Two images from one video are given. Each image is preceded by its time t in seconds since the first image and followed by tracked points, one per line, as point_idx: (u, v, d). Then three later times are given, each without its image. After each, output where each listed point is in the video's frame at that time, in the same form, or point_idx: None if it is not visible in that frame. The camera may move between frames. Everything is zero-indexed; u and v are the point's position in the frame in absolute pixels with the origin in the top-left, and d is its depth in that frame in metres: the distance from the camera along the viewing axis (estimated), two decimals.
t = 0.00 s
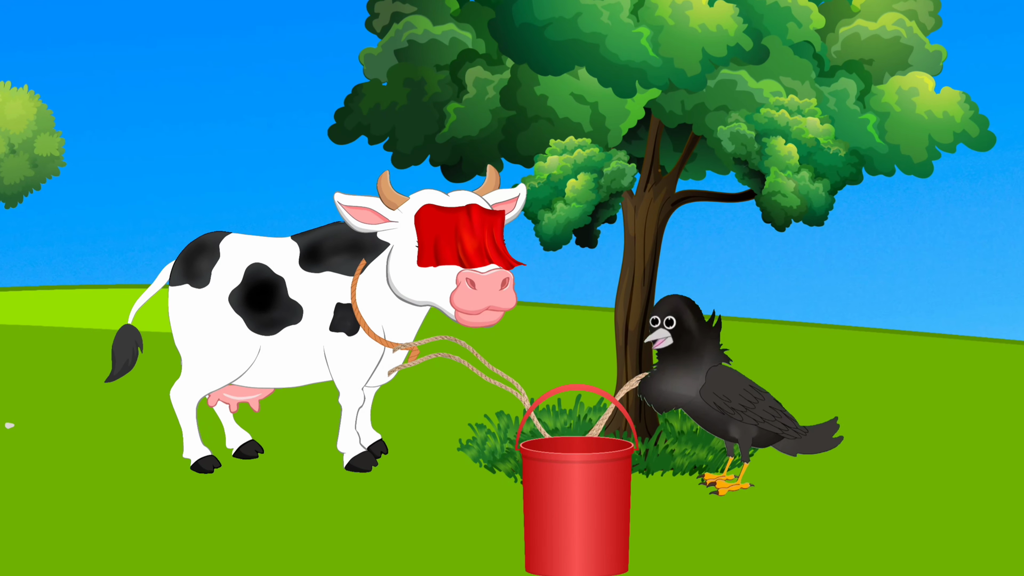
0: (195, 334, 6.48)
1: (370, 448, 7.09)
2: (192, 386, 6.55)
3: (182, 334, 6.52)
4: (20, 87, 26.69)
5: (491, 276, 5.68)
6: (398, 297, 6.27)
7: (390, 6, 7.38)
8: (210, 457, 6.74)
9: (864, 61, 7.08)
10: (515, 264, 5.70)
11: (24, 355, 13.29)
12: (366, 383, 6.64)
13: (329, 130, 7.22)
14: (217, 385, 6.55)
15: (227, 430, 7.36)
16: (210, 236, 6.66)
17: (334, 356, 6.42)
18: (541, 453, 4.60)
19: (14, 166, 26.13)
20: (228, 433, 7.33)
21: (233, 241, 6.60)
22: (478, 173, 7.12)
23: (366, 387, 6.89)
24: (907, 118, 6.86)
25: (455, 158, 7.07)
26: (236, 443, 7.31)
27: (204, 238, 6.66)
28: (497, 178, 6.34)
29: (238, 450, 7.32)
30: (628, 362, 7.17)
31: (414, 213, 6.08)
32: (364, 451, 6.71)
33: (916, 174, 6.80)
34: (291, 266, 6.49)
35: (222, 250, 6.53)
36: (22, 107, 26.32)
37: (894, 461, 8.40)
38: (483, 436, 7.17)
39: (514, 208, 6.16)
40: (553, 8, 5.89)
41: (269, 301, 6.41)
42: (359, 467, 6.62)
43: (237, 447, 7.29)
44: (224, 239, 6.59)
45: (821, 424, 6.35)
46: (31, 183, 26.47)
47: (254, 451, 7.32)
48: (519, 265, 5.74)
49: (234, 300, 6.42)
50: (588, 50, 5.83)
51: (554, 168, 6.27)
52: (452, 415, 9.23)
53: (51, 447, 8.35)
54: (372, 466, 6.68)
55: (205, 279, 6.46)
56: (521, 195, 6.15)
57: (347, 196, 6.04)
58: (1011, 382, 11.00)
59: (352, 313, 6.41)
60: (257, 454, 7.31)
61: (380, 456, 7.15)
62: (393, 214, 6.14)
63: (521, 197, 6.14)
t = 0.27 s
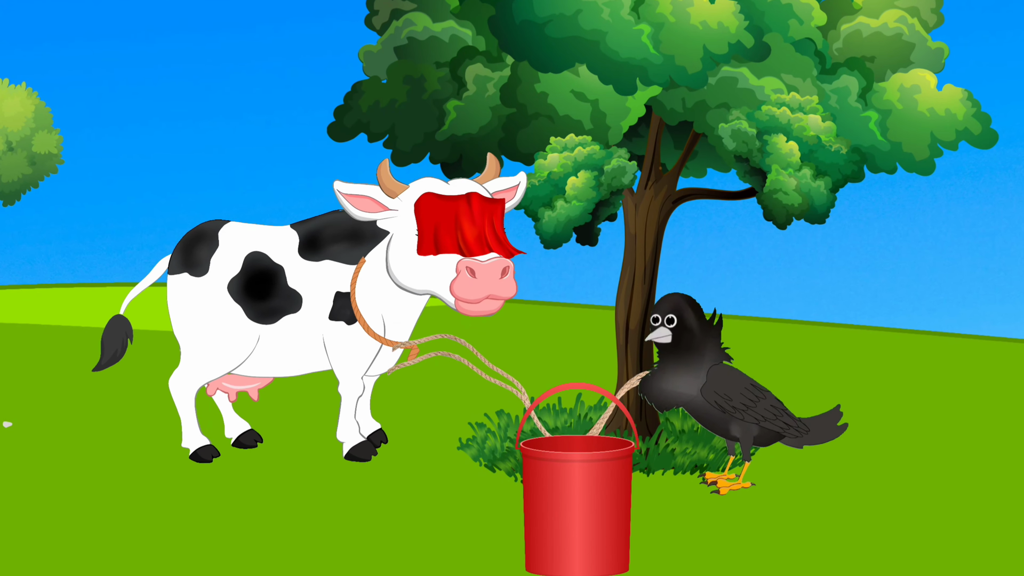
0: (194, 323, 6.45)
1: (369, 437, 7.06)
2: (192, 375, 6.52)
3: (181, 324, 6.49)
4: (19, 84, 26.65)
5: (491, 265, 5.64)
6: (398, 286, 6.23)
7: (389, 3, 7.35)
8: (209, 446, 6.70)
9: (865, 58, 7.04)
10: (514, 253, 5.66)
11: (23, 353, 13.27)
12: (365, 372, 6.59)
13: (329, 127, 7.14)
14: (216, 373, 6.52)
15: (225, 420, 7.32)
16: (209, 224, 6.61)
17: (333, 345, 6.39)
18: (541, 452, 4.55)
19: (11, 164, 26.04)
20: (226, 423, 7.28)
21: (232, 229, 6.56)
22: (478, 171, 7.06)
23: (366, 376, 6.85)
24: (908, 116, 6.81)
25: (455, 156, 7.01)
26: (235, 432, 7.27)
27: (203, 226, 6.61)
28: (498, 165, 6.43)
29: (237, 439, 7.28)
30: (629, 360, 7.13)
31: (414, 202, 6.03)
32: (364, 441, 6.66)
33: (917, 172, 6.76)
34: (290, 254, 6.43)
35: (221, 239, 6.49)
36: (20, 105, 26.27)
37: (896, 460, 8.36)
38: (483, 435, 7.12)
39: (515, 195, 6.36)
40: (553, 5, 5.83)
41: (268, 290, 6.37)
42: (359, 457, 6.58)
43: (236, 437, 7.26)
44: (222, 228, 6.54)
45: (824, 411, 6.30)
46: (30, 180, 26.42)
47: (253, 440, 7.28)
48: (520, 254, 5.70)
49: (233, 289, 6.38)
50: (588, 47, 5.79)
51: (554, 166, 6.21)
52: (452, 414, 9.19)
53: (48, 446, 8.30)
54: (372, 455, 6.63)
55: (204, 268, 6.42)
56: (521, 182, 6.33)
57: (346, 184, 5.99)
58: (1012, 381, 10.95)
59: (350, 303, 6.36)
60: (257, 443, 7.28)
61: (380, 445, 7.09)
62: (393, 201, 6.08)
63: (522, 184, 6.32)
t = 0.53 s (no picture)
0: (193, 312, 6.41)
1: (369, 427, 7.01)
2: (191, 364, 6.47)
3: (180, 312, 6.46)
4: (17, 82, 26.61)
5: (491, 253, 5.60)
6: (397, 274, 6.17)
7: None
8: (207, 436, 6.66)
9: (866, 55, 6.97)
10: (514, 241, 5.62)
11: (22, 351, 13.23)
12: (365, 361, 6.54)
13: (328, 125, 7.08)
14: (215, 362, 6.47)
15: (224, 409, 7.27)
16: (208, 212, 6.58)
17: (333, 334, 6.34)
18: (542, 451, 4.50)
19: (9, 161, 25.97)
20: (225, 412, 7.24)
21: (232, 217, 6.52)
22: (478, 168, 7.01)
23: (366, 365, 6.78)
24: (910, 113, 6.75)
25: (455, 153, 6.97)
26: (234, 422, 7.24)
27: (202, 215, 6.57)
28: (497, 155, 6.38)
29: (236, 429, 7.25)
30: (630, 358, 7.08)
31: (414, 189, 6.00)
32: (363, 430, 6.62)
33: (919, 170, 6.72)
34: (289, 243, 6.39)
35: (220, 227, 6.45)
36: (18, 102, 26.22)
37: (897, 459, 8.31)
38: (483, 434, 7.07)
39: (515, 183, 6.29)
40: (553, 2, 5.76)
41: (268, 278, 6.33)
42: (358, 446, 6.54)
43: (234, 426, 7.22)
44: (221, 216, 6.51)
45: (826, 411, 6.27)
46: (27, 178, 26.36)
47: (252, 429, 7.25)
48: (519, 242, 5.66)
49: (232, 277, 6.34)
50: (589, 44, 5.74)
51: (555, 164, 6.17)
52: (452, 413, 9.14)
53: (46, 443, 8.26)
54: (371, 445, 6.59)
55: (203, 256, 6.39)
56: (521, 171, 6.28)
57: (345, 172, 5.99)
58: (1013, 379, 10.92)
59: (349, 292, 6.31)
60: (257, 432, 7.26)
61: (380, 434, 7.04)
62: (393, 190, 6.06)
63: (521, 173, 6.27)
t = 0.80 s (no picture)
0: (193, 318, 6.36)
1: (369, 433, 6.96)
2: (191, 370, 6.42)
3: (180, 319, 6.40)
4: (15, 79, 26.54)
5: (492, 259, 5.59)
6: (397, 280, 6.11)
7: None
8: (207, 442, 6.60)
9: (868, 53, 6.92)
10: (515, 247, 5.62)
11: (21, 349, 13.19)
12: (365, 367, 6.49)
13: (327, 122, 7.06)
14: (215, 369, 6.42)
15: (224, 415, 7.22)
16: (208, 218, 6.53)
17: (333, 340, 6.28)
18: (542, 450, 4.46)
19: (7, 159, 25.91)
20: (225, 419, 7.19)
21: (232, 223, 6.47)
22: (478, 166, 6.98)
23: (366, 371, 6.73)
24: (913, 111, 6.70)
25: (455, 151, 6.93)
26: (234, 428, 7.17)
27: (202, 221, 6.53)
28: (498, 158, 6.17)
29: (236, 435, 7.18)
30: (630, 357, 7.03)
31: (414, 196, 5.88)
32: (363, 437, 6.57)
33: (922, 167, 6.62)
34: (289, 248, 6.34)
35: (219, 233, 6.40)
36: (15, 99, 26.16)
37: (899, 458, 8.28)
38: (483, 432, 7.02)
39: (516, 189, 6.00)
40: None
41: (268, 284, 6.28)
42: (358, 453, 6.50)
43: (234, 432, 7.16)
44: (221, 222, 6.46)
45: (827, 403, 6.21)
46: (25, 176, 26.30)
47: (252, 435, 7.19)
48: (520, 249, 5.66)
49: (232, 283, 6.29)
50: (589, 41, 5.68)
51: (555, 161, 6.12)
52: (452, 412, 9.10)
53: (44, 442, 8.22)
54: (371, 451, 6.55)
55: (202, 262, 6.34)
56: (523, 177, 6.00)
57: (345, 178, 5.85)
58: (1014, 378, 10.89)
59: (349, 297, 6.25)
60: (257, 439, 7.19)
61: (380, 441, 7.01)
62: (393, 196, 5.93)
63: (523, 178, 5.99)
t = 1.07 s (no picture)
0: (192, 329, 6.28)
1: (369, 445, 6.85)
2: (190, 382, 6.34)
3: (179, 330, 6.31)
4: (13, 76, 26.43)
5: (493, 270, 5.56)
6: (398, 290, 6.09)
7: None
8: (207, 454, 6.52)
9: (870, 50, 6.85)
10: (517, 258, 5.57)
11: (18, 348, 13.11)
12: (365, 379, 6.42)
13: (326, 119, 7.01)
14: (215, 380, 6.34)
15: (223, 427, 7.14)
16: (208, 228, 6.43)
17: (333, 351, 6.21)
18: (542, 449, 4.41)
19: (5, 156, 25.84)
20: (225, 430, 7.10)
21: (231, 233, 6.39)
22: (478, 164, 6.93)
23: (366, 383, 6.66)
24: (914, 108, 6.65)
25: (455, 148, 6.87)
26: (233, 439, 7.09)
27: (201, 231, 6.44)
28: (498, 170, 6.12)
29: (235, 447, 7.10)
30: (630, 355, 6.99)
31: (415, 207, 5.88)
32: (364, 448, 6.49)
33: (923, 165, 6.61)
34: (289, 259, 6.26)
35: (219, 243, 6.31)
36: (13, 96, 26.08)
37: (901, 456, 8.23)
38: (483, 431, 6.96)
39: (517, 200, 5.95)
40: None
41: (268, 295, 6.20)
42: (359, 465, 6.41)
43: (234, 444, 7.08)
44: (220, 232, 6.36)
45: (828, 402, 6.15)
46: (22, 174, 26.21)
47: (252, 448, 7.11)
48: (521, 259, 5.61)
49: (231, 294, 6.21)
50: (589, 39, 5.62)
51: (556, 159, 6.06)
52: (452, 411, 9.04)
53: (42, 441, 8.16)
54: (372, 463, 6.45)
55: (202, 273, 6.25)
56: (524, 187, 5.95)
57: (345, 188, 5.82)
58: (1010, 375, 10.90)
59: (351, 308, 6.20)
60: (255, 451, 7.11)
61: (380, 453, 6.88)
62: (393, 206, 5.92)
63: (524, 188, 5.93)
